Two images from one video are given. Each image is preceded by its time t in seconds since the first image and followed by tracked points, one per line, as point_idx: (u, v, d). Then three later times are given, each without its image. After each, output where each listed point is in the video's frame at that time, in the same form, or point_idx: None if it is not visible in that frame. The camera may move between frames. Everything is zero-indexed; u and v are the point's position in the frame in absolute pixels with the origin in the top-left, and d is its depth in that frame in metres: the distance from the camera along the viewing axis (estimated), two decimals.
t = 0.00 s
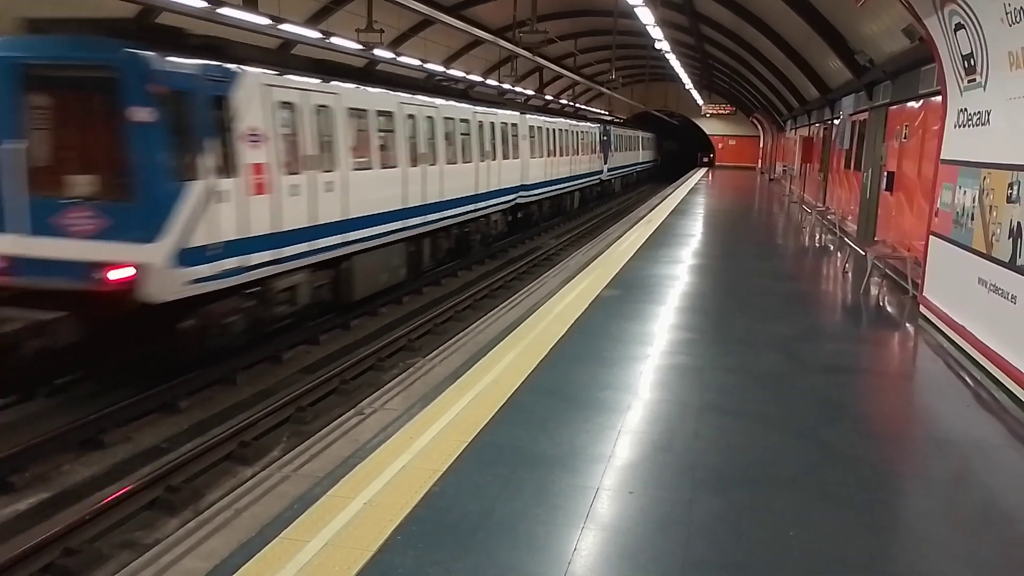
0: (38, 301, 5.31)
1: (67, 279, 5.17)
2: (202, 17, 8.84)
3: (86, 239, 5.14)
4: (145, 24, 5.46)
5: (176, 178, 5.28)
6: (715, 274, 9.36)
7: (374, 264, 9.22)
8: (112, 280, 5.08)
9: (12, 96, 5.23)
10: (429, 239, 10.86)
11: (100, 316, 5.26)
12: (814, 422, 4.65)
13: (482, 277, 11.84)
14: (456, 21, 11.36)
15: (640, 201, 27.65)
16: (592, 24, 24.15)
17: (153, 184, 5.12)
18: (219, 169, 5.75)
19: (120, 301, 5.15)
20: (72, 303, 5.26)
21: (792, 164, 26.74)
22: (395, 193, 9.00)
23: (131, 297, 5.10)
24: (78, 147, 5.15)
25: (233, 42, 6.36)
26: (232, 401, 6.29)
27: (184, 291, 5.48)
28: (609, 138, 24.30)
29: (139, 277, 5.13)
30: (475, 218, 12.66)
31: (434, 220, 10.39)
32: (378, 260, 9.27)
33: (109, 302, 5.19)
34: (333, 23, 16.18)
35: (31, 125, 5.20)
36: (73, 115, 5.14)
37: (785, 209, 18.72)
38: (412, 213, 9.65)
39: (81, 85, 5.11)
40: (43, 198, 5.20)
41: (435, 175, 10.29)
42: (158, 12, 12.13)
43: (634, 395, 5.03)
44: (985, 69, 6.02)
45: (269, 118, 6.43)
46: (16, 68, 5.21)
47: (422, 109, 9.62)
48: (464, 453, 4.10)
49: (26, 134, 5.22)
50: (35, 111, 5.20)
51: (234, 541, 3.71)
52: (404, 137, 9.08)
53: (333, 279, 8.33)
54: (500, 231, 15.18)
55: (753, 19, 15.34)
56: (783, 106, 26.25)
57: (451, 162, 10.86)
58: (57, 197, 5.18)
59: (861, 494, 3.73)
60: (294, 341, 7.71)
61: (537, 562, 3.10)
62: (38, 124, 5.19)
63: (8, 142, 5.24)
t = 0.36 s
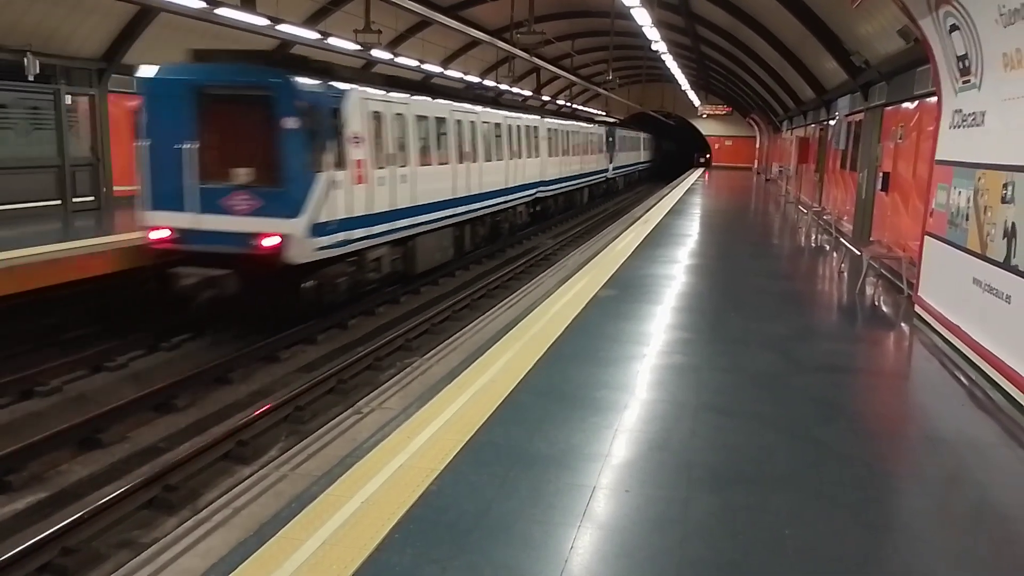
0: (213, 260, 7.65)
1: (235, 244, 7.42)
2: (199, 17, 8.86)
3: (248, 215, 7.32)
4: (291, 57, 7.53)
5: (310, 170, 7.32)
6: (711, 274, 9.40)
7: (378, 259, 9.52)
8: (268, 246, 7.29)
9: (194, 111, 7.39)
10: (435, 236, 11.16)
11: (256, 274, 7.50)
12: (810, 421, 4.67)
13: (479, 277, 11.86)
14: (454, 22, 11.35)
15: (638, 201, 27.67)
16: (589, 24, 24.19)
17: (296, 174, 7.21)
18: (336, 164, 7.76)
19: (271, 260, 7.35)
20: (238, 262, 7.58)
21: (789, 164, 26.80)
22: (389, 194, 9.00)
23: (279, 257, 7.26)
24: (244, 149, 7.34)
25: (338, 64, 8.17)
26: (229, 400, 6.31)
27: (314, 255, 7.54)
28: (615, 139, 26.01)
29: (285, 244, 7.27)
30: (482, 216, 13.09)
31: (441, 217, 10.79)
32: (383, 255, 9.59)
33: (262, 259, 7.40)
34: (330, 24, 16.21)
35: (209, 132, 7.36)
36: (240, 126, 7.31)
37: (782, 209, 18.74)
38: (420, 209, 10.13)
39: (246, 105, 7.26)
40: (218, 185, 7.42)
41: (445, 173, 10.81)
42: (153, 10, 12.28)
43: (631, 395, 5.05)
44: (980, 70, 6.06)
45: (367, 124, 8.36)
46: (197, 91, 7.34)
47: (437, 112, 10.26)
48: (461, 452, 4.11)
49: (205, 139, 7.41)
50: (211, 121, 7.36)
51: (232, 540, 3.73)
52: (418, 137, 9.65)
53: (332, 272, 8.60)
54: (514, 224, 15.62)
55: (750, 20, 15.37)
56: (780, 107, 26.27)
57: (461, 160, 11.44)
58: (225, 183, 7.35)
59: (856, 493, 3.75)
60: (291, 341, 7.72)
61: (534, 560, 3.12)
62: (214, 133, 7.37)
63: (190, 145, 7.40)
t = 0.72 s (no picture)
0: (307, 235, 9.50)
1: (327, 222, 9.27)
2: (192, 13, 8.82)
3: (338, 200, 9.15)
4: (370, 70, 9.33)
5: (388, 163, 9.11)
6: (706, 270, 9.39)
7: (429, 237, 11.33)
8: (355, 224, 9.13)
9: (295, 114, 9.23)
10: (469, 220, 12.85)
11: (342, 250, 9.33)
12: (805, 417, 4.67)
13: (474, 274, 11.84)
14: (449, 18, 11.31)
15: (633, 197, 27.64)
16: (584, 20, 24.16)
17: (378, 166, 9.02)
18: (407, 157, 9.58)
19: (357, 234, 9.18)
20: (329, 236, 9.39)
21: (785, 160, 26.68)
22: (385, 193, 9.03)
23: (363, 233, 9.11)
24: (336, 145, 9.19)
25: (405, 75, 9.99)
26: (223, 398, 6.29)
27: (390, 231, 9.36)
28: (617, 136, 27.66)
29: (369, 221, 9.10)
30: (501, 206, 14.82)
31: (475, 204, 12.56)
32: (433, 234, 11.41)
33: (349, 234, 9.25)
34: (323, 20, 16.15)
35: (307, 132, 9.20)
36: (332, 127, 9.15)
37: (777, 205, 18.73)
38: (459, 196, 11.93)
39: (338, 109, 9.11)
40: (314, 174, 9.28)
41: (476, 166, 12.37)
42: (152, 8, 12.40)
43: (626, 391, 5.04)
44: (974, 65, 6.05)
45: (426, 125, 10.22)
46: (298, 98, 9.18)
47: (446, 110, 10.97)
48: (455, 450, 4.09)
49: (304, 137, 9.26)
50: (309, 122, 9.21)
51: (224, 538, 3.70)
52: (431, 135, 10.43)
53: (397, 247, 10.32)
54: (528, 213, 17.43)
55: (745, 15, 15.34)
56: (775, 103, 26.25)
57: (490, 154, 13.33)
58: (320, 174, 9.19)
59: (851, 489, 3.74)
60: (286, 338, 7.70)
61: (528, 557, 3.11)
62: (311, 132, 9.23)
63: (290, 142, 9.24)
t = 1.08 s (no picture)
0: (368, 215, 11.56)
1: (385, 204, 11.36)
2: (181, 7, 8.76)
3: (395, 185, 11.25)
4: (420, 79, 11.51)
5: (437, 155, 11.29)
6: (696, 266, 9.41)
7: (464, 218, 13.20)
8: (409, 205, 11.21)
9: (360, 114, 11.34)
10: (494, 205, 14.69)
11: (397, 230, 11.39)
12: (794, 412, 4.68)
13: (464, 270, 11.84)
14: (440, 13, 11.24)
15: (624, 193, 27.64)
16: (575, 15, 24.12)
17: (427, 157, 11.12)
18: (449, 150, 11.71)
19: (410, 215, 11.28)
20: (387, 216, 11.43)
21: (774, 156, 26.80)
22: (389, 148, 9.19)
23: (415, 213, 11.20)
24: (393, 139, 11.30)
25: (445, 81, 11.98)
26: (212, 394, 6.27)
27: (436, 212, 11.47)
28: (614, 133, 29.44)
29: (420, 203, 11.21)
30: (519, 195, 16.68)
31: (500, 190, 14.47)
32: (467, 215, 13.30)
33: (403, 214, 11.32)
34: (313, 14, 16.06)
35: (369, 128, 11.29)
36: (391, 124, 11.27)
37: (767, 202, 18.76)
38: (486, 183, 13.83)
39: (396, 111, 11.25)
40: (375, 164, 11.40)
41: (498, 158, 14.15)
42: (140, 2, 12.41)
43: (617, 387, 5.05)
44: (963, 62, 6.07)
45: (463, 124, 12.33)
46: (363, 100, 11.29)
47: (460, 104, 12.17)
48: (445, 446, 4.08)
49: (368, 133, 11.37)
50: (372, 121, 11.33)
51: (212, 534, 3.68)
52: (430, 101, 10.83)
53: (440, 225, 12.17)
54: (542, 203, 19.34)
55: (736, 11, 15.34)
56: (766, 99, 26.29)
57: (510, 149, 15.15)
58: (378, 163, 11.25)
59: (839, 483, 3.76)
60: (276, 334, 7.68)
61: (518, 553, 3.10)
62: (372, 129, 11.33)
63: (356, 136, 11.32)
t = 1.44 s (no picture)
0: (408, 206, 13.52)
1: (423, 195, 13.32)
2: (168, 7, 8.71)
3: (432, 179, 13.21)
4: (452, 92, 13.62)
5: (468, 154, 13.32)
6: (686, 268, 9.43)
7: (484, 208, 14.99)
8: (444, 197, 13.21)
9: (403, 119, 13.40)
10: (511, 198, 16.80)
11: (434, 219, 13.35)
12: (783, 414, 4.69)
13: (454, 271, 11.82)
14: (431, 14, 11.19)
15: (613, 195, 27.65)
16: (565, 17, 24.14)
17: (459, 155, 13.15)
18: (477, 151, 13.71)
19: (445, 204, 13.24)
20: (425, 206, 13.40)
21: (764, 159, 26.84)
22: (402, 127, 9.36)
23: (449, 203, 13.17)
24: (431, 141, 13.36)
25: (474, 92, 14.02)
26: (200, 396, 6.23)
27: (467, 203, 13.48)
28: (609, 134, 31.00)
29: (454, 194, 13.20)
30: (528, 190, 18.45)
31: (514, 185, 16.30)
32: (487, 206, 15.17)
33: (439, 204, 13.27)
34: (302, 14, 16.01)
35: (410, 131, 13.32)
36: (430, 128, 13.28)
37: (756, 204, 18.80)
38: (504, 179, 15.72)
39: (434, 116, 13.29)
40: (415, 162, 13.43)
41: (514, 157, 16.16)
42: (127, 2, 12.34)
43: (606, 388, 5.04)
44: (950, 65, 6.11)
45: (488, 128, 14.38)
46: (405, 108, 13.36)
47: (486, 109, 14.11)
48: (433, 448, 4.07)
49: (409, 136, 13.43)
50: (412, 125, 13.37)
51: (198, 538, 3.65)
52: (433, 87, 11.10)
53: (469, 215, 14.20)
54: (548, 199, 21.25)
55: (725, 14, 15.38)
56: (755, 102, 26.37)
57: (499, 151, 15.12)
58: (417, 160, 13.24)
59: (827, 485, 3.76)
60: (263, 336, 7.65)
61: (506, 556, 3.08)
62: (413, 132, 13.39)
63: (400, 138, 13.37)
